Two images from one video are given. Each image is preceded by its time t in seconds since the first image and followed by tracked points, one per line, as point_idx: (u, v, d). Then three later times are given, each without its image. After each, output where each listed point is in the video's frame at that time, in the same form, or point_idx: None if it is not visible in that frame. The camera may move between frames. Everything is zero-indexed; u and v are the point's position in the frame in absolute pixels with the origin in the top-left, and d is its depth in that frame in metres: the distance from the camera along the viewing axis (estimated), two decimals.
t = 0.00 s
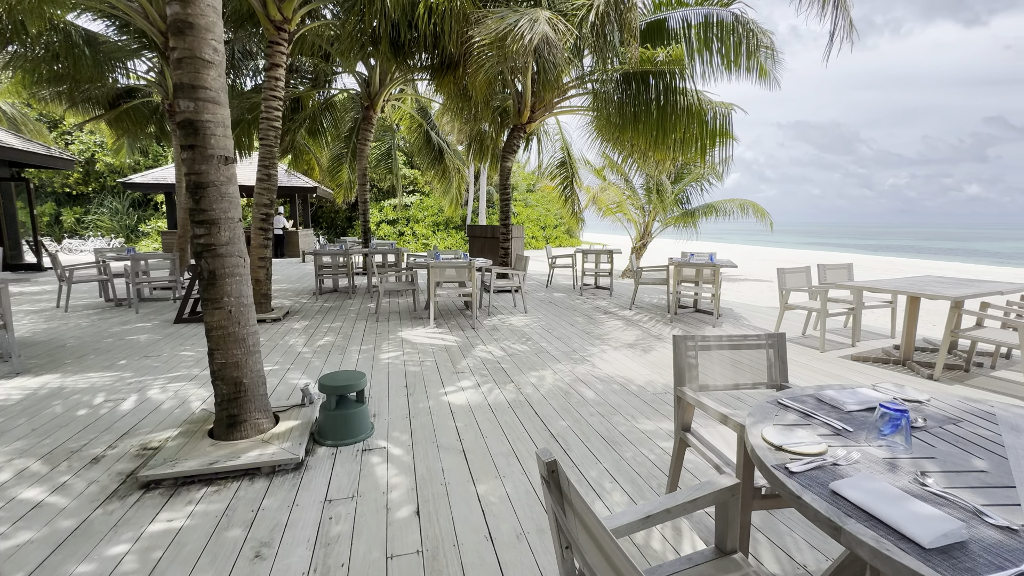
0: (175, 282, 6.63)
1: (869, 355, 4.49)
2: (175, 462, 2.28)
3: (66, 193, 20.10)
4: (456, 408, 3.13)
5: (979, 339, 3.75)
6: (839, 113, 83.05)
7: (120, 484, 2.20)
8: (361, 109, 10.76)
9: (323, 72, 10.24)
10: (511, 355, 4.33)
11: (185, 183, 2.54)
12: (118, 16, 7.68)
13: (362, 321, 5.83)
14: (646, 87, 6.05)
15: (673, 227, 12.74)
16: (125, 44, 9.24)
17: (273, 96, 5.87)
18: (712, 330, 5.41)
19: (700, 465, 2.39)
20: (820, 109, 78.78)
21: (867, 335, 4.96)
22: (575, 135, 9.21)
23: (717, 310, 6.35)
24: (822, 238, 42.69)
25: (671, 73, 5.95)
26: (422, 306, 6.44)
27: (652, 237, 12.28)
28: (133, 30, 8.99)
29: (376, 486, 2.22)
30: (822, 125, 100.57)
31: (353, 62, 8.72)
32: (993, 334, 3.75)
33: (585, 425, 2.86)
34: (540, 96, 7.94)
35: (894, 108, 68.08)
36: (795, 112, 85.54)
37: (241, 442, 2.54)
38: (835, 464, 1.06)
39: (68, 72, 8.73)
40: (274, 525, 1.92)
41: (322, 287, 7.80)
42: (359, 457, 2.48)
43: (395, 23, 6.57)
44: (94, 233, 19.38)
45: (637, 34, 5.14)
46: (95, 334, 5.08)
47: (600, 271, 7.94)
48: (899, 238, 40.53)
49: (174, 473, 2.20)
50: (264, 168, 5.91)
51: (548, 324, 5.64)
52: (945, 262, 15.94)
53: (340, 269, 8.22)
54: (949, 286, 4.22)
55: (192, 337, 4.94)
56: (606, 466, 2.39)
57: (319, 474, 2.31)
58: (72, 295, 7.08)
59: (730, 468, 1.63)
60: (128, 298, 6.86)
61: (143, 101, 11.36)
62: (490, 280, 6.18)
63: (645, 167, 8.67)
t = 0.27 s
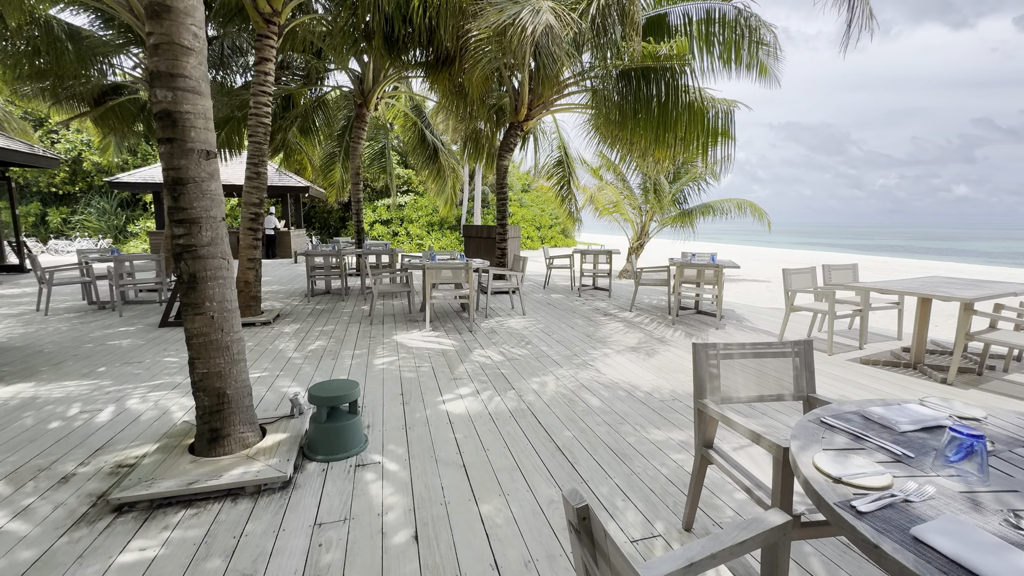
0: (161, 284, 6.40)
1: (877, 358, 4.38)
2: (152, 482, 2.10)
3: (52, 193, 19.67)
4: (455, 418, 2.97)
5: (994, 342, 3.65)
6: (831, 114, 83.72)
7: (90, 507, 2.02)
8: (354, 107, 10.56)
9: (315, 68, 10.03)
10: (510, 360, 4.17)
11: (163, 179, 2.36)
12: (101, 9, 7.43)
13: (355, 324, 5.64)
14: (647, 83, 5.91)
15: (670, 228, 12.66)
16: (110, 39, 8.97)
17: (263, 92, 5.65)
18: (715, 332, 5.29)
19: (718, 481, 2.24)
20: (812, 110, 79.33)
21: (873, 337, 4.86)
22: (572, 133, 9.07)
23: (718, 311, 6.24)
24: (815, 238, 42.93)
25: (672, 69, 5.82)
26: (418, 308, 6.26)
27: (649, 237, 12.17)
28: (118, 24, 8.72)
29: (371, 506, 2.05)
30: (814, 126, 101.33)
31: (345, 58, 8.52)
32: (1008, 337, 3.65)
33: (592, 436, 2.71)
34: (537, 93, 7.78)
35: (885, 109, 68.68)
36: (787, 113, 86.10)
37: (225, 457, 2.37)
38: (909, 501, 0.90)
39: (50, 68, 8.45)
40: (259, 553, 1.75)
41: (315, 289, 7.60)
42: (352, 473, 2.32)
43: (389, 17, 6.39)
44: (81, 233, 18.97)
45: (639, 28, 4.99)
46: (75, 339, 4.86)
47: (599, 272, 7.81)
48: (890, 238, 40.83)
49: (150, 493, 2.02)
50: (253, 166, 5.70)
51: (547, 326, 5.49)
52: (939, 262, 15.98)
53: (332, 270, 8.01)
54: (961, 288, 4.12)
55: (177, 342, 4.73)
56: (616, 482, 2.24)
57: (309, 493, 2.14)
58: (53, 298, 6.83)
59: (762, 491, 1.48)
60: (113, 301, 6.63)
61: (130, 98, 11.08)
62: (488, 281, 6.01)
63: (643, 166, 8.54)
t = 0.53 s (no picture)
0: (146, 288, 6.16)
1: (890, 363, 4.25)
2: (122, 511, 1.90)
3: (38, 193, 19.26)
4: (456, 432, 2.78)
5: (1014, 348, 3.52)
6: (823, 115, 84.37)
7: (52, 541, 1.81)
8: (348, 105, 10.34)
9: (307, 65, 9.80)
10: (512, 367, 3.99)
11: (138, 176, 2.16)
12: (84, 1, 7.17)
13: (349, 328, 5.44)
14: (649, 80, 5.76)
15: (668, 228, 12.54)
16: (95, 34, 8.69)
17: (252, 87, 5.42)
18: (720, 336, 5.14)
19: (743, 503, 2.07)
20: (804, 111, 79.89)
21: (883, 341, 4.73)
22: (570, 132, 8.92)
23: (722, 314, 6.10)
24: (808, 238, 43.13)
25: (676, 66, 5.66)
26: (414, 311, 6.07)
27: (647, 238, 12.04)
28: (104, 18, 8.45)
29: (366, 536, 1.86)
30: (806, 127, 102.05)
31: (338, 54, 8.30)
32: None
33: (603, 452, 2.54)
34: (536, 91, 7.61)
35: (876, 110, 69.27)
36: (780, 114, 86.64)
37: (205, 480, 2.17)
38: None
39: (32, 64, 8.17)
40: None
41: (307, 292, 7.39)
42: (345, 497, 2.13)
43: (383, 11, 6.20)
44: (68, 234, 18.57)
45: (643, 22, 4.83)
46: (53, 346, 4.62)
47: (598, 274, 7.66)
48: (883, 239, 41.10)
49: (119, 525, 1.82)
50: (242, 164, 5.46)
51: (548, 330, 5.32)
52: (935, 263, 16.02)
53: (325, 272, 7.80)
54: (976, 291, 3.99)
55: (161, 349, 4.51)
56: (633, 505, 2.06)
57: (298, 521, 1.95)
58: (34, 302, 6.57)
59: (812, 528, 1.31)
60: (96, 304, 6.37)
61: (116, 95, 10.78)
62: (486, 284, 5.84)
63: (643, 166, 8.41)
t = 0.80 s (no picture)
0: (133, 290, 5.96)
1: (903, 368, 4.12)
2: (90, 538, 1.73)
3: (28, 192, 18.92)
4: (456, 445, 2.62)
5: None
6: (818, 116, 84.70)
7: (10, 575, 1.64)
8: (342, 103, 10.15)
9: (301, 62, 9.60)
10: (513, 374, 3.83)
11: (111, 172, 1.99)
12: None
13: (343, 331, 5.26)
14: (653, 77, 5.61)
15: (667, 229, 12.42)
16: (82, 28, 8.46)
17: (242, 83, 5.22)
18: (726, 340, 5.00)
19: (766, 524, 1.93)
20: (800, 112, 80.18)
21: (894, 345, 4.60)
22: (570, 131, 8.77)
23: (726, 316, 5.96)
24: (805, 238, 43.21)
25: (680, 62, 5.51)
26: (410, 314, 5.90)
27: (647, 238, 11.92)
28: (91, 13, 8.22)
29: (360, 566, 1.70)
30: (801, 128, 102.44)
31: (332, 50, 8.12)
32: None
33: (612, 466, 2.39)
34: (535, 88, 7.46)
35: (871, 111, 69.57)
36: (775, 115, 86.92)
37: (184, 502, 2.00)
38: None
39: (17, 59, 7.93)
40: None
41: (301, 293, 7.20)
42: (337, 520, 1.96)
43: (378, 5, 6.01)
44: (58, 234, 18.25)
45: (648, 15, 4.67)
46: (33, 351, 4.42)
47: (599, 275, 7.51)
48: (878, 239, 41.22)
49: (86, 556, 1.65)
50: (232, 162, 5.26)
51: (549, 334, 5.17)
52: (932, 263, 16.01)
53: (319, 273, 7.61)
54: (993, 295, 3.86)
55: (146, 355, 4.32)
56: (649, 527, 1.91)
57: (285, 548, 1.79)
58: (17, 305, 6.35)
59: (864, 568, 1.16)
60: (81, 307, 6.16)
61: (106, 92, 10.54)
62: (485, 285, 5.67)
63: (644, 165, 8.28)
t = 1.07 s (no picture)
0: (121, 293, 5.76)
1: (920, 374, 3.96)
2: None
3: (22, 192, 18.74)
4: (455, 460, 2.45)
5: None
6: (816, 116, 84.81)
7: None
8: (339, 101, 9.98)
9: (297, 58, 9.43)
10: (515, 381, 3.66)
11: (78, 167, 1.81)
12: None
13: (338, 335, 5.08)
14: (658, 72, 5.46)
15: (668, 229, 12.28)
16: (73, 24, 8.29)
17: (233, 77, 5.03)
18: (734, 343, 4.85)
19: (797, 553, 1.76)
20: (798, 112, 80.26)
21: (908, 349, 4.45)
22: (571, 129, 8.61)
23: (732, 319, 5.81)
24: (804, 238, 43.17)
25: (686, 57, 5.35)
26: (408, 316, 5.73)
27: (648, 239, 11.76)
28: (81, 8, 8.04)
29: None
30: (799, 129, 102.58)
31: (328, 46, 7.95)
32: None
33: (623, 484, 2.23)
34: (536, 85, 7.28)
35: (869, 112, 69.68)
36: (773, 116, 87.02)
37: (158, 529, 1.82)
38: None
39: (4, 54, 7.70)
40: None
41: (296, 295, 7.03)
42: (326, 549, 1.79)
43: None
44: (51, 234, 17.92)
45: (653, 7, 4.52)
46: (13, 357, 4.23)
47: (601, 276, 7.36)
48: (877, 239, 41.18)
49: None
50: (223, 160, 5.07)
51: (551, 337, 5.00)
52: (933, 264, 15.94)
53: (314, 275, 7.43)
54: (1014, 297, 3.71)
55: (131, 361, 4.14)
56: (667, 555, 1.75)
57: None
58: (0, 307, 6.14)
59: None
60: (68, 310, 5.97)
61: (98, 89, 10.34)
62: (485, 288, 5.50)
63: (646, 164, 8.12)
